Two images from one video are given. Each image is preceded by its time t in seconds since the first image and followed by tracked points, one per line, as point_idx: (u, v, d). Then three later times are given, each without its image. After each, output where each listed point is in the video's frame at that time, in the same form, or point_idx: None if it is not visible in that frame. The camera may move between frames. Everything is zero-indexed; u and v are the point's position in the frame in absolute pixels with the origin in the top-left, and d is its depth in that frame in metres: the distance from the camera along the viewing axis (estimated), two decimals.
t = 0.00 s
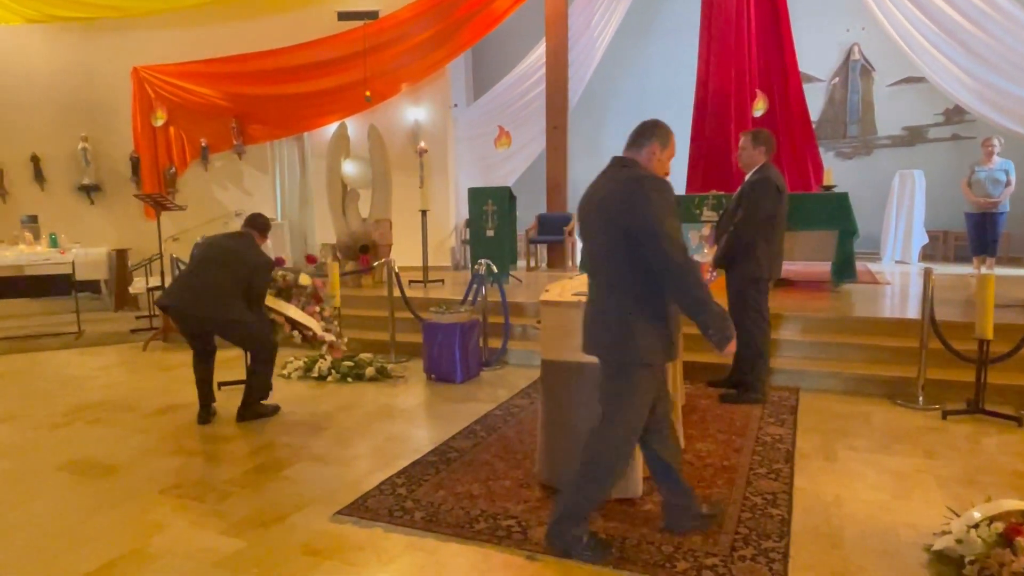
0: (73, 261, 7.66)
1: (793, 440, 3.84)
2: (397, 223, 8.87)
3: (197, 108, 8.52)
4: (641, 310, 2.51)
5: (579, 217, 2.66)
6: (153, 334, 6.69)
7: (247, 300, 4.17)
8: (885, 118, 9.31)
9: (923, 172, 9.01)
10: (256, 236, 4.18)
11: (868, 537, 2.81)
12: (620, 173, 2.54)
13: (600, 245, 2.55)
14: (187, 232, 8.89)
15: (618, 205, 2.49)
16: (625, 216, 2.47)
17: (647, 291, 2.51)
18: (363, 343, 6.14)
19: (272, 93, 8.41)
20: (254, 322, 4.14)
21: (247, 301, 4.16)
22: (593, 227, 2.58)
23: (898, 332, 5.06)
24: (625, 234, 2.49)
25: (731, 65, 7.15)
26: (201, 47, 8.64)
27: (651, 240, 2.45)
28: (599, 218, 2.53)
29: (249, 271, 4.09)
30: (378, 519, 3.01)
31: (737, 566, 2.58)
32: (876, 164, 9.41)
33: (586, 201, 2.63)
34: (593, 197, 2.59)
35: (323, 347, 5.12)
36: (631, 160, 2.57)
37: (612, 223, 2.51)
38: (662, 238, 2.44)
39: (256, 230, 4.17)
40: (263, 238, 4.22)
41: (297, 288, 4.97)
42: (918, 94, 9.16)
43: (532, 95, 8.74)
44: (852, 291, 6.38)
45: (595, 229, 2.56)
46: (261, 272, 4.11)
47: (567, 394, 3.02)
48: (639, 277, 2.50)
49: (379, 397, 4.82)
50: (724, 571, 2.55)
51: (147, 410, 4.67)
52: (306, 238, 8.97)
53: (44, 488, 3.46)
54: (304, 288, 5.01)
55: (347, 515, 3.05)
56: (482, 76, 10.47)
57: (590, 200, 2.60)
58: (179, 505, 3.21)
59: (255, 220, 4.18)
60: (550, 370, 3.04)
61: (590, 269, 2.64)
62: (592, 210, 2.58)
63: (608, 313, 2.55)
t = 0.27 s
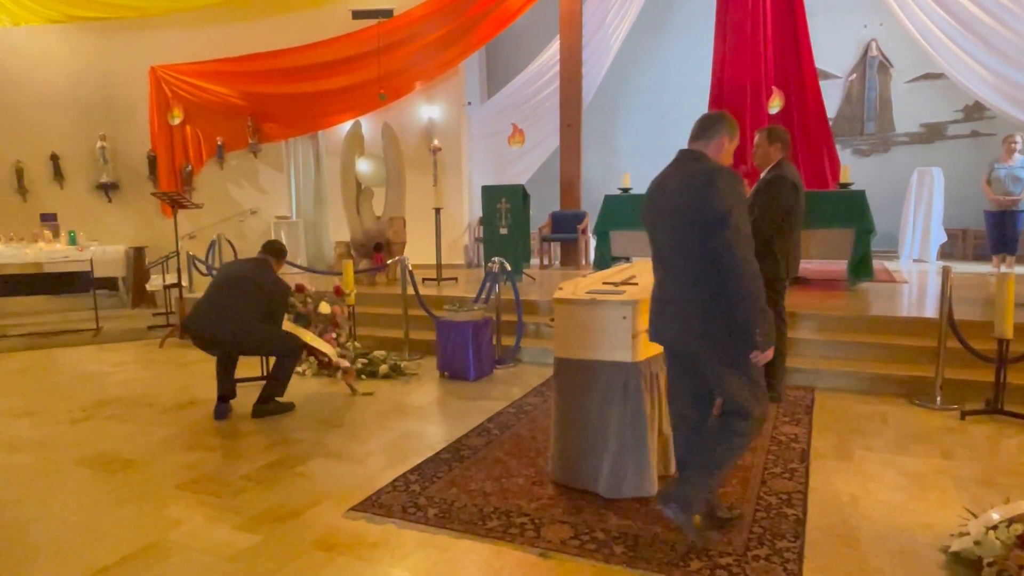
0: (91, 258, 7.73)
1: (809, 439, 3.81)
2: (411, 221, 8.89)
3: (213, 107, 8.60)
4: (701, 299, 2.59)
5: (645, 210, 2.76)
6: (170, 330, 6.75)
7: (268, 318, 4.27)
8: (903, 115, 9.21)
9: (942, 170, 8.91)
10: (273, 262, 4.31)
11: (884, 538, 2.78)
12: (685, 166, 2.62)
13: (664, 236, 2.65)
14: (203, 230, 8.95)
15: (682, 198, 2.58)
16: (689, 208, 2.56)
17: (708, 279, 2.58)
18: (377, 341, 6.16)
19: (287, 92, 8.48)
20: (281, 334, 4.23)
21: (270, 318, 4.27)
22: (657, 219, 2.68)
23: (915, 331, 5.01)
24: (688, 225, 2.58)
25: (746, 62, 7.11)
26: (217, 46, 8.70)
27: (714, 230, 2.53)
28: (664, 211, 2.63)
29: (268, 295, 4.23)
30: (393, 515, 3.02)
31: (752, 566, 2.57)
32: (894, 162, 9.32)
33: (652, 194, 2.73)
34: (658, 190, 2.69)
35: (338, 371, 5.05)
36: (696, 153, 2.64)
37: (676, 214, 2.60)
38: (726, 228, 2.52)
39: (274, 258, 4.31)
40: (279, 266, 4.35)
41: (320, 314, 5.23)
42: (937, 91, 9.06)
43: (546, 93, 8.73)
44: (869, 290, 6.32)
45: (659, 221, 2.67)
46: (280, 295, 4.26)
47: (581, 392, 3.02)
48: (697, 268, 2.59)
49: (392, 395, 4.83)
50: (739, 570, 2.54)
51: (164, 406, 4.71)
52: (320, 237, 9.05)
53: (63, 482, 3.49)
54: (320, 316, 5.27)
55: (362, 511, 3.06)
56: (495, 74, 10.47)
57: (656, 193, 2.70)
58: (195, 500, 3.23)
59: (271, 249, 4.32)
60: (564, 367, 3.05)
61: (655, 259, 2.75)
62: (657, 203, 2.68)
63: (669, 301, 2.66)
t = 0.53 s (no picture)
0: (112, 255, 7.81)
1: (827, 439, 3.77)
2: (427, 219, 8.91)
3: (232, 106, 8.67)
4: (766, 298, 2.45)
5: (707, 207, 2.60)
6: (189, 327, 6.81)
7: (288, 320, 4.39)
8: (925, 111, 9.09)
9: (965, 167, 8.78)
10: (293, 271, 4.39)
11: (904, 539, 2.75)
12: (754, 161, 2.47)
13: (730, 233, 2.49)
14: (221, 228, 9.02)
15: (754, 193, 2.43)
16: (761, 205, 2.41)
17: (777, 280, 2.44)
18: (393, 338, 6.18)
19: (305, 90, 8.54)
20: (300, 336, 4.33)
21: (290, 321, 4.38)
22: (722, 216, 2.52)
23: (937, 331, 4.94)
24: (759, 222, 2.42)
25: (766, 58, 7.06)
26: (236, 45, 8.76)
27: (789, 229, 2.38)
28: (732, 207, 2.47)
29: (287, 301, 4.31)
30: (407, 512, 3.02)
31: (768, 566, 2.55)
32: (915, 159, 9.20)
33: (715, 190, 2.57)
34: (723, 186, 2.53)
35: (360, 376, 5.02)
36: (766, 149, 2.48)
37: (746, 211, 2.44)
38: (801, 227, 2.37)
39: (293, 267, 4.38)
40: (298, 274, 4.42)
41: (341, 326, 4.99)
42: (960, 87, 8.93)
43: (562, 90, 8.70)
44: (889, 289, 6.24)
45: (724, 217, 2.51)
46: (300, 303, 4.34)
47: (595, 390, 3.01)
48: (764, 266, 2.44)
49: (408, 392, 4.84)
50: (755, 570, 2.52)
51: (182, 402, 4.75)
52: (336, 235, 9.23)
53: (83, 477, 3.53)
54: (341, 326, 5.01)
55: (377, 507, 3.07)
56: (512, 72, 10.45)
57: (720, 188, 2.54)
58: (213, 494, 3.26)
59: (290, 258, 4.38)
60: (579, 366, 3.04)
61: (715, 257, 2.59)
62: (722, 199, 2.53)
63: (730, 299, 2.51)
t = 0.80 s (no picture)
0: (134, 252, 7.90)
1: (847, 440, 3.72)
2: (445, 217, 8.92)
3: (251, 104, 8.73)
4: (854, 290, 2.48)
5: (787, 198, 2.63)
6: (209, 323, 6.87)
7: (308, 321, 4.41)
8: (949, 108, 8.96)
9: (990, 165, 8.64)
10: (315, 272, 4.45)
11: (926, 542, 2.71)
12: (838, 158, 2.51)
13: (814, 225, 2.52)
14: (241, 225, 9.10)
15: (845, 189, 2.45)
16: (853, 200, 2.44)
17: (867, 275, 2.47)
18: (410, 335, 6.20)
19: (324, 88, 8.58)
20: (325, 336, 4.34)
21: (311, 322, 4.41)
22: (807, 207, 2.55)
23: (960, 331, 4.87)
24: (852, 219, 2.43)
25: (787, 53, 6.97)
26: (255, 44, 8.82)
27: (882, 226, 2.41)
28: (821, 203, 2.48)
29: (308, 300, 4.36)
30: (423, 508, 3.03)
31: (787, 567, 2.52)
32: (939, 157, 9.07)
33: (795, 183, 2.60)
34: (807, 178, 2.56)
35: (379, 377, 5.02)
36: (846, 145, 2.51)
37: (831, 205, 2.48)
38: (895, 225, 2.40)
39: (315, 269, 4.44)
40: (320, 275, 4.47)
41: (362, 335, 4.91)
42: (986, 84, 8.78)
43: (580, 88, 8.66)
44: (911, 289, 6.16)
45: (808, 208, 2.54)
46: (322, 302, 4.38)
47: (612, 389, 2.99)
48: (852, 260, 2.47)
49: (425, 389, 4.86)
50: (773, 571, 2.50)
51: (202, 397, 4.80)
52: (354, 232, 9.29)
53: (105, 470, 3.57)
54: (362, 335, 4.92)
55: (393, 504, 3.08)
56: (530, 70, 10.44)
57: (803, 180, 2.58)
58: (232, 489, 3.29)
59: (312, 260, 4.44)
60: (595, 365, 3.02)
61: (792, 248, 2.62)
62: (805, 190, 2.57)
63: (810, 290, 2.55)
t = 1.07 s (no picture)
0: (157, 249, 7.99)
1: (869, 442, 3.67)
2: (463, 215, 8.93)
3: (273, 103, 8.81)
4: (911, 280, 2.49)
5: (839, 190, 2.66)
6: (230, 320, 6.94)
7: (328, 317, 4.44)
8: (975, 106, 8.80)
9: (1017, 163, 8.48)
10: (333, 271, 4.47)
11: (950, 546, 2.67)
12: (895, 150, 2.55)
13: (872, 214, 2.55)
14: (262, 223, 9.18)
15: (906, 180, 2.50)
16: (913, 190, 2.49)
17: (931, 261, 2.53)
18: (428, 333, 6.22)
19: (344, 87, 8.64)
20: (342, 330, 4.38)
21: (332, 319, 4.42)
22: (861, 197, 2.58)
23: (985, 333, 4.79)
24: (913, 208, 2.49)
25: (809, 48, 6.91)
26: (277, 43, 8.88)
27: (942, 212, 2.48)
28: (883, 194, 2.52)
29: (329, 297, 4.39)
30: (441, 505, 3.04)
31: (806, 570, 2.49)
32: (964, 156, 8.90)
33: (848, 175, 2.65)
34: (860, 170, 2.60)
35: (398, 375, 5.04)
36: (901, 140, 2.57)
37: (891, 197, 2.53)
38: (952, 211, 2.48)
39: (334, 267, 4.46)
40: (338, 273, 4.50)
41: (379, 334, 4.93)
42: (1014, 80, 8.62)
43: (600, 86, 8.70)
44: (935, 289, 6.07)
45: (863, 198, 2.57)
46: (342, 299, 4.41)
47: (630, 388, 2.98)
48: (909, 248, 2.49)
49: (443, 387, 4.87)
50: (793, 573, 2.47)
51: (223, 393, 4.85)
52: (373, 230, 9.32)
53: (128, 464, 3.62)
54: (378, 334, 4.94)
55: (411, 500, 3.09)
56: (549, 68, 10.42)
57: (855, 171, 2.62)
58: (253, 484, 3.32)
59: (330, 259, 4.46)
60: (613, 364, 3.01)
61: (843, 238, 2.64)
62: (859, 182, 2.60)
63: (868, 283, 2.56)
